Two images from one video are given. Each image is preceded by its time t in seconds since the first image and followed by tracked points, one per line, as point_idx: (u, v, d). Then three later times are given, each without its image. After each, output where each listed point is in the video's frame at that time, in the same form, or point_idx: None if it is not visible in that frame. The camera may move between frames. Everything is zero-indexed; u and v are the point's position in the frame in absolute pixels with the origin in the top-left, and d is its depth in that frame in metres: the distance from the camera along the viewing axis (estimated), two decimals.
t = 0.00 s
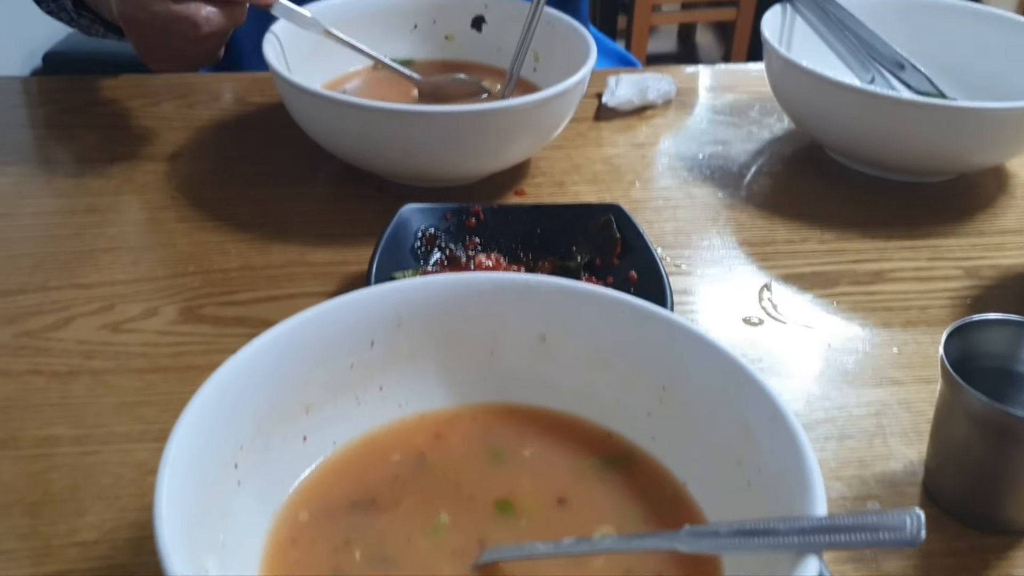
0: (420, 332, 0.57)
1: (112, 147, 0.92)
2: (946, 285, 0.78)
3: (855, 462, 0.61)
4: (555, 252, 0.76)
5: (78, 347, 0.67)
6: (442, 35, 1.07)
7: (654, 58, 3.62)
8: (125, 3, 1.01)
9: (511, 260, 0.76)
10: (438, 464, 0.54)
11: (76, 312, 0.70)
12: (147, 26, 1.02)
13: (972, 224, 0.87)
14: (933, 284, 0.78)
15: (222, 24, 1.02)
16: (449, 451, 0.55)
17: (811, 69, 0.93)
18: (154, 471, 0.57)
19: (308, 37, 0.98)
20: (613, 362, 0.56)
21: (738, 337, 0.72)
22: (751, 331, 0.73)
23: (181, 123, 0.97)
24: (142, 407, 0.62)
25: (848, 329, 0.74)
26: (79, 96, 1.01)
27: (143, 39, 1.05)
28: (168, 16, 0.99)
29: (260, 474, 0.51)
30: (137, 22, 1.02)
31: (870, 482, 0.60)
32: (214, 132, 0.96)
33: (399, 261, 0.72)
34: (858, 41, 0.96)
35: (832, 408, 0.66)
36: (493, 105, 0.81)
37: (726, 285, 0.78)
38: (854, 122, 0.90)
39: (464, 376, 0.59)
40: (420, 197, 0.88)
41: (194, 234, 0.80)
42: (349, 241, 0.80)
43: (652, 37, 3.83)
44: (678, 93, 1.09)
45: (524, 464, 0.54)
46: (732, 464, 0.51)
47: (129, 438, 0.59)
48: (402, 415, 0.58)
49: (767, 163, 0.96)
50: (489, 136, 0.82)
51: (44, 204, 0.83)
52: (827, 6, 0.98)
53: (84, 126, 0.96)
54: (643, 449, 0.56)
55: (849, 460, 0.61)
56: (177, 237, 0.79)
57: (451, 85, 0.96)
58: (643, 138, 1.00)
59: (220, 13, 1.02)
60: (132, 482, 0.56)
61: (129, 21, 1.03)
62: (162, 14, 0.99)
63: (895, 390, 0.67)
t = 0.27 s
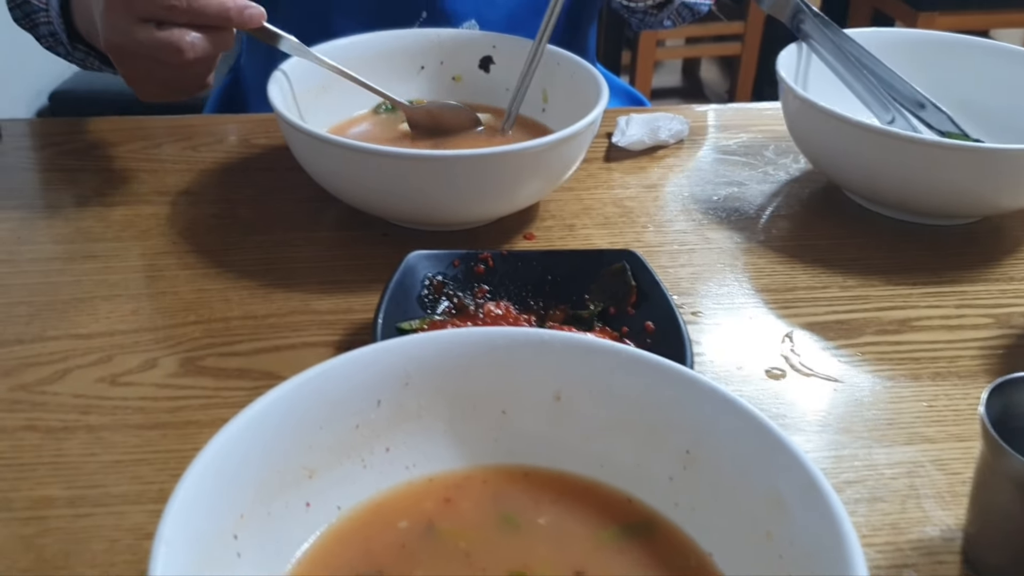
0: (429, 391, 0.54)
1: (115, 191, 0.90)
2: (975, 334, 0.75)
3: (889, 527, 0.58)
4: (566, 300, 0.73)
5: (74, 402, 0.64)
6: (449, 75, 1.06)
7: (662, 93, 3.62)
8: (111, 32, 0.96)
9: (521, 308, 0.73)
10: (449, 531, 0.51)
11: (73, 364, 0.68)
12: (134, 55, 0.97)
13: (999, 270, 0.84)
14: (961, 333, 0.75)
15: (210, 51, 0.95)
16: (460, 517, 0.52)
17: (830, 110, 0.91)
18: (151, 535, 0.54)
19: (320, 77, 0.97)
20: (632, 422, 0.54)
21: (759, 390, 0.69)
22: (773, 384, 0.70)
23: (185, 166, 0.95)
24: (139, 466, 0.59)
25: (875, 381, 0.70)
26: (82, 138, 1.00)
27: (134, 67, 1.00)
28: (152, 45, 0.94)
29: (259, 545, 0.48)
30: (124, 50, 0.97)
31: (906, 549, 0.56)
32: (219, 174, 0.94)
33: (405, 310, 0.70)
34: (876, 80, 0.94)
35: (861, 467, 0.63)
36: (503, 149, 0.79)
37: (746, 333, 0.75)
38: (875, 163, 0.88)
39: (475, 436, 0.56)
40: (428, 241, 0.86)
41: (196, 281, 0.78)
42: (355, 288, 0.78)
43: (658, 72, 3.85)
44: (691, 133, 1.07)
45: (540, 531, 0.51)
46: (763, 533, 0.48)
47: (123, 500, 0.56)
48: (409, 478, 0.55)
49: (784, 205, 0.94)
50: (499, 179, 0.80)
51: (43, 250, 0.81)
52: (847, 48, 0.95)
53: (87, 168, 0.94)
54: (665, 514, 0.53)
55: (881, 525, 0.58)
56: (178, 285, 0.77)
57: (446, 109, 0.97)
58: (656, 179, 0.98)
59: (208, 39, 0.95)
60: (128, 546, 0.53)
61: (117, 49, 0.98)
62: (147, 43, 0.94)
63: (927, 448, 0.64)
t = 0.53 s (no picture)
0: (429, 410, 0.53)
1: (109, 201, 0.88)
2: (985, 348, 0.74)
3: (900, 546, 0.56)
4: (570, 313, 0.72)
5: (64, 420, 0.63)
6: (451, 83, 1.04)
7: (661, 101, 3.62)
8: (92, 23, 0.93)
9: (523, 322, 0.71)
10: (449, 555, 0.50)
11: (64, 381, 0.66)
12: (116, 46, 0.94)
13: (1007, 281, 0.83)
14: (971, 346, 0.74)
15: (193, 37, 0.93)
16: (461, 541, 0.51)
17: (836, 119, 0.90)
18: (141, 560, 0.52)
19: (318, 86, 0.95)
20: (639, 441, 0.52)
21: (767, 406, 0.67)
22: (781, 399, 0.68)
23: (181, 176, 0.94)
24: (131, 487, 0.57)
25: (885, 396, 0.69)
26: (76, 147, 0.98)
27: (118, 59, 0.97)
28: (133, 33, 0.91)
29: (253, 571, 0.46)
30: (106, 42, 0.94)
31: (918, 570, 0.54)
32: (215, 184, 0.93)
33: (406, 325, 0.68)
34: (882, 90, 0.94)
35: (872, 484, 0.61)
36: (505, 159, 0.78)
37: (753, 347, 0.74)
38: (880, 173, 0.87)
39: (477, 456, 0.54)
40: (428, 253, 0.84)
41: (191, 295, 0.76)
42: (354, 301, 0.76)
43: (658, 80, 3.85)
44: (694, 142, 1.06)
45: (543, 555, 0.50)
46: (774, 558, 0.46)
47: (114, 522, 0.55)
48: (409, 499, 0.54)
49: (789, 215, 0.93)
50: (501, 191, 0.78)
51: (35, 263, 0.79)
52: (851, 56, 0.95)
53: (80, 178, 0.92)
54: (672, 537, 0.52)
55: (893, 544, 0.56)
56: (173, 299, 0.75)
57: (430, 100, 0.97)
58: (659, 190, 0.96)
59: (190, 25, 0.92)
60: (117, 573, 0.51)
61: (99, 41, 0.95)
62: (127, 31, 0.91)
63: (938, 465, 0.63)
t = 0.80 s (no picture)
0: (429, 440, 0.50)
1: (101, 213, 0.86)
2: (1012, 368, 0.70)
3: None
4: (578, 331, 0.69)
5: (48, 446, 0.60)
6: (453, 92, 1.01)
7: (666, 107, 3.60)
8: None
9: (530, 341, 0.68)
10: None
11: (49, 403, 0.64)
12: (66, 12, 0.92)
13: None
14: (996, 367, 0.71)
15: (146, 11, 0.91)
16: None
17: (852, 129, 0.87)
18: None
19: (316, 96, 0.93)
20: (654, 473, 0.49)
21: (785, 431, 0.64)
22: (800, 423, 0.65)
23: (176, 187, 0.91)
24: (116, 519, 0.54)
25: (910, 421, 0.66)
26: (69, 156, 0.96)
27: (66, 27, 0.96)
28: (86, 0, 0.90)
29: None
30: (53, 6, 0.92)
31: None
32: (211, 195, 0.90)
33: (407, 345, 0.65)
34: (899, 98, 0.91)
35: (897, 516, 0.57)
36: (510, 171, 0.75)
37: (769, 367, 0.71)
38: (899, 184, 0.84)
39: (481, 490, 0.51)
40: (431, 268, 0.81)
41: (183, 312, 0.73)
42: (353, 319, 0.74)
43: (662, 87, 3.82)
44: (704, 152, 1.03)
45: None
46: None
47: (97, 557, 0.52)
48: (409, 535, 0.51)
49: (802, 228, 0.90)
50: (505, 204, 0.75)
51: (23, 278, 0.76)
52: (867, 64, 0.92)
53: (73, 188, 0.90)
54: None
55: None
56: (165, 316, 0.73)
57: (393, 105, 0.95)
58: (669, 201, 0.93)
59: None
60: None
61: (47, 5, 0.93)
62: None
63: (967, 494, 0.59)
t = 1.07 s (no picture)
0: (437, 510, 0.47)
1: (99, 250, 0.83)
2: None
3: None
4: (590, 380, 0.66)
5: (38, 504, 0.57)
6: (460, 124, 0.99)
7: (670, 124, 3.58)
8: None
9: (540, 390, 0.65)
10: None
11: (41, 457, 0.61)
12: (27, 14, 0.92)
13: None
14: None
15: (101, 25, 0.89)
16: None
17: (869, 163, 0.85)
18: None
19: (320, 128, 0.91)
20: (675, 545, 0.46)
21: (808, 487, 0.61)
22: (823, 479, 0.62)
23: (176, 221, 0.89)
24: None
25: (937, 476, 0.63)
26: (67, 189, 0.94)
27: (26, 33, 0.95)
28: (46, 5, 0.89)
29: None
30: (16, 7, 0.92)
31: None
32: (212, 230, 0.88)
33: (412, 396, 0.63)
34: (916, 129, 0.89)
35: None
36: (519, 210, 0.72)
37: (788, 416, 0.68)
38: (919, 223, 0.81)
39: (490, 560, 0.49)
40: (436, 308, 0.79)
41: (181, 356, 0.71)
42: (357, 363, 0.71)
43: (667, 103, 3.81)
44: (716, 184, 1.01)
45: None
46: None
47: None
48: None
49: (817, 265, 0.88)
50: (514, 244, 0.73)
51: (16, 319, 0.74)
52: (885, 96, 0.89)
53: (71, 223, 0.88)
54: None
55: None
56: (162, 361, 0.70)
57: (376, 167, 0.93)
58: (681, 236, 0.91)
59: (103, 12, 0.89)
60: None
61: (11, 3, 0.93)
62: None
63: (1001, 558, 0.56)
